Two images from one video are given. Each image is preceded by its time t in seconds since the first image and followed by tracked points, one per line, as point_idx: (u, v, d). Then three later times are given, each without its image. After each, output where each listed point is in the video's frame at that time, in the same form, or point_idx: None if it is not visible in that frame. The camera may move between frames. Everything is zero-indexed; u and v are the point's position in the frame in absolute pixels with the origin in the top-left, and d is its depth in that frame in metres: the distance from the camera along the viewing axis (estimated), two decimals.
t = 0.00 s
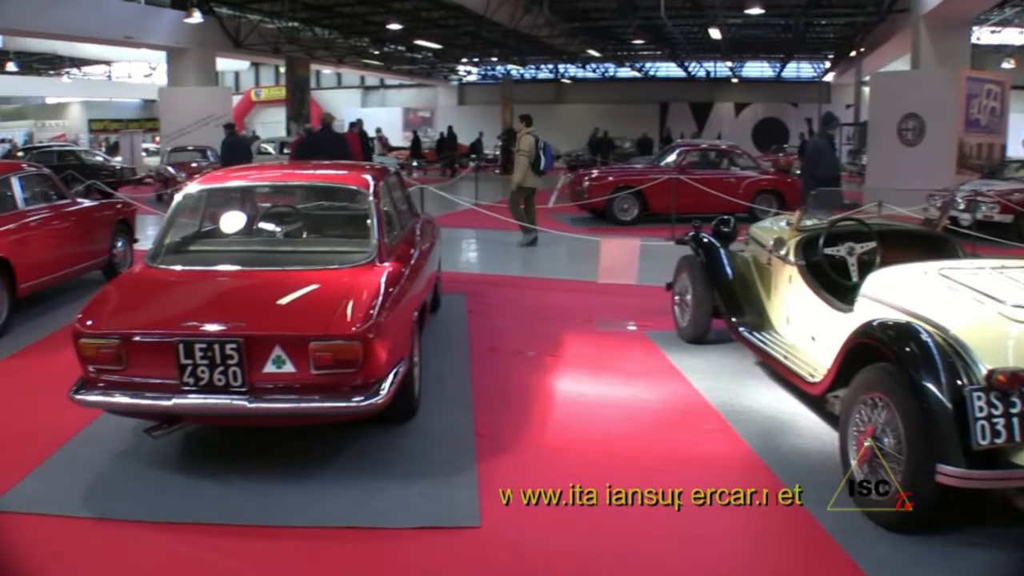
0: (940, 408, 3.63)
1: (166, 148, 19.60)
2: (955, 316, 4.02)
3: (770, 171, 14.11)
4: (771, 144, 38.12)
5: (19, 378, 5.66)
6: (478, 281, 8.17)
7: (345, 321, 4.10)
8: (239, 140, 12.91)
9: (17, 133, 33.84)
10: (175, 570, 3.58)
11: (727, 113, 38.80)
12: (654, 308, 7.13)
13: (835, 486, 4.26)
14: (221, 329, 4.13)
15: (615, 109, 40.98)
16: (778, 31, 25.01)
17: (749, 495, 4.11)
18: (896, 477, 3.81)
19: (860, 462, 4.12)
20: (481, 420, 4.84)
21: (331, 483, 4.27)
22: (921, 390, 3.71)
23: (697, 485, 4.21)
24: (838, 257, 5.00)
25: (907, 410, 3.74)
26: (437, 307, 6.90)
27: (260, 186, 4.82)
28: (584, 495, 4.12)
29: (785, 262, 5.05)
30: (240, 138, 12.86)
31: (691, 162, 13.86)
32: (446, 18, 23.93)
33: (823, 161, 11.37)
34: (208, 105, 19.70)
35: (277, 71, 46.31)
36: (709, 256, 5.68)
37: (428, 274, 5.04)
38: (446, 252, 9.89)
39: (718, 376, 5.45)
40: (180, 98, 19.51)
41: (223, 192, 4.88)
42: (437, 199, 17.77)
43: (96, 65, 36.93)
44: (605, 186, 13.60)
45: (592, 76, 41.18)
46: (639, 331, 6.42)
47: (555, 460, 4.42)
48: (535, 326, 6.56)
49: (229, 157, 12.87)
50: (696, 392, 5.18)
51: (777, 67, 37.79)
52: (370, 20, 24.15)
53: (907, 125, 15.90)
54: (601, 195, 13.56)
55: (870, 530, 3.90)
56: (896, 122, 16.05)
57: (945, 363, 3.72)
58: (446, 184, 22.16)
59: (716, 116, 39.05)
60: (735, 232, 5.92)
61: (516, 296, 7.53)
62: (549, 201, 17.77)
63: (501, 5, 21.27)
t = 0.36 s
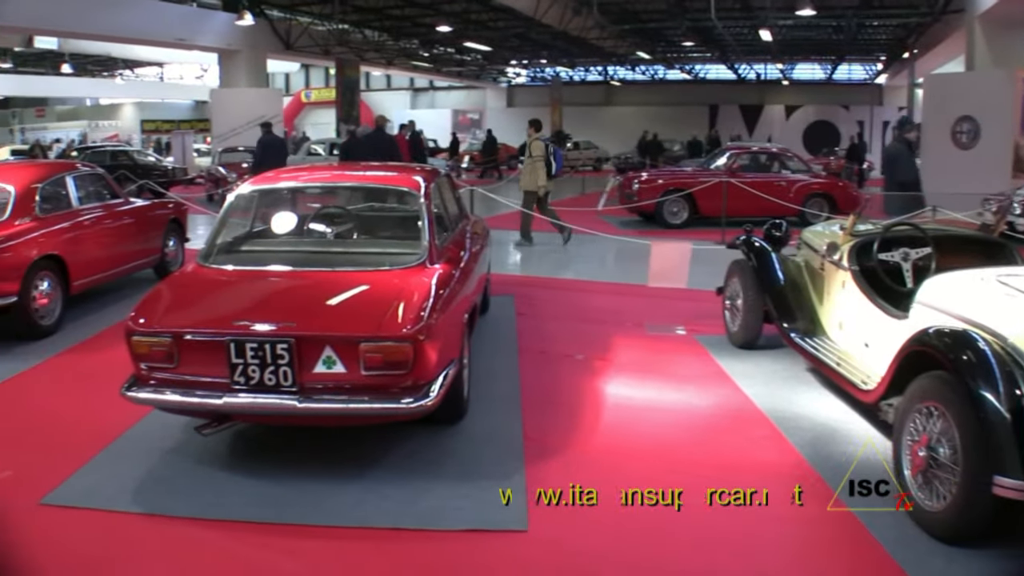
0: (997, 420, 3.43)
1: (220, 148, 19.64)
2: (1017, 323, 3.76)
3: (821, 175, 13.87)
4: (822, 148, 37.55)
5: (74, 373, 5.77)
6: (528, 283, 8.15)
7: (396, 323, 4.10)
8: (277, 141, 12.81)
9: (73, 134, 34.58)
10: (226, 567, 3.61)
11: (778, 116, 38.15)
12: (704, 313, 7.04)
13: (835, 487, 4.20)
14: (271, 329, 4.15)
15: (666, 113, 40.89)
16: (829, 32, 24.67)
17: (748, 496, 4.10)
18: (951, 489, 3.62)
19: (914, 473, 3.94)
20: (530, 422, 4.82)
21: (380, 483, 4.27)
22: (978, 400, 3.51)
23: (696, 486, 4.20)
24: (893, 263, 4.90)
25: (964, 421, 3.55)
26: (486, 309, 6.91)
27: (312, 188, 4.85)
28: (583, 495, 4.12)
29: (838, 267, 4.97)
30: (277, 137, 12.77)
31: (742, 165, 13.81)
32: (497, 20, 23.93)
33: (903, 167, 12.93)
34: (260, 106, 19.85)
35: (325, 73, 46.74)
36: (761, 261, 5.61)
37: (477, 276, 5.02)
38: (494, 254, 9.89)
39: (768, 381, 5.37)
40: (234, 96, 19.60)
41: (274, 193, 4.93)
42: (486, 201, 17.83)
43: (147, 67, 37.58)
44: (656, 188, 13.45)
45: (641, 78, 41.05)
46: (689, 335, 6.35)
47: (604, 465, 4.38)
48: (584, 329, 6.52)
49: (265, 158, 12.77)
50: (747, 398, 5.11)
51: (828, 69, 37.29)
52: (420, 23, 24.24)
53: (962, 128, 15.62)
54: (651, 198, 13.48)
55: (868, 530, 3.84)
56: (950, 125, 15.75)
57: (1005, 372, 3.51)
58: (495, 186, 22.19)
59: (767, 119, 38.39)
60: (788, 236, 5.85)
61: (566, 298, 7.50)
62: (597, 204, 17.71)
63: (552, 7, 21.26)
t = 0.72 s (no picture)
0: None
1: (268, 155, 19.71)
2: None
3: (870, 183, 13.62)
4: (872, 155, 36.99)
5: (127, 372, 5.88)
6: (576, 290, 8.13)
7: (445, 329, 4.11)
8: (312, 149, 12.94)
9: (125, 137, 35.33)
10: (271, 569, 3.63)
11: (826, 122, 38.33)
12: (752, 321, 6.95)
13: (836, 487, 4.23)
14: (317, 333, 4.17)
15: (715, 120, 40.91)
16: (880, 38, 24.46)
17: (748, 496, 4.13)
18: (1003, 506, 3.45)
19: (966, 489, 3.77)
20: (576, 430, 4.80)
21: (427, 488, 4.28)
22: None
23: (693, 486, 4.24)
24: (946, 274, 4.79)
25: (1017, 436, 3.38)
26: (533, 314, 6.92)
27: (362, 193, 4.88)
28: (584, 495, 4.17)
29: (889, 277, 4.89)
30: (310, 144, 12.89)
31: (790, 173, 13.51)
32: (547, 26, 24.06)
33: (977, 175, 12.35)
34: (305, 110, 19.65)
35: (373, 78, 47.31)
36: (810, 270, 5.55)
37: (525, 282, 5.00)
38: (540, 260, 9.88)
39: (816, 392, 5.30)
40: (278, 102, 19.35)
41: (323, 198, 4.97)
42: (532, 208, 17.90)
43: (197, 72, 38.33)
44: (702, 196, 13.40)
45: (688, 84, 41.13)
46: (735, 344, 6.29)
47: (650, 473, 4.35)
48: (630, 336, 6.50)
49: (300, 166, 12.91)
50: (795, 409, 5.05)
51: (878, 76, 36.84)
52: (468, 29, 24.47)
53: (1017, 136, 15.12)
54: (698, 206, 13.42)
55: (862, 530, 3.87)
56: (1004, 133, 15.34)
57: None
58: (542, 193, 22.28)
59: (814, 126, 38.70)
60: (838, 245, 5.78)
61: (612, 306, 7.47)
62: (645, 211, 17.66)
63: (599, 12, 21.26)
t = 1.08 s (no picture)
0: None
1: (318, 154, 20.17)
2: None
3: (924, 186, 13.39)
4: (923, 156, 35.67)
5: (177, 369, 5.97)
6: (626, 292, 8.09)
7: (497, 330, 4.11)
8: (351, 147, 13.01)
9: (177, 137, 35.95)
10: (319, 567, 3.65)
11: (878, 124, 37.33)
12: (805, 325, 6.86)
13: (835, 487, 4.23)
14: (368, 333, 4.19)
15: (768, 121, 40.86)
16: (933, 38, 24.09)
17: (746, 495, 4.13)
18: None
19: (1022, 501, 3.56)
20: (626, 433, 4.78)
21: (476, 489, 4.28)
22: None
23: (694, 486, 4.25)
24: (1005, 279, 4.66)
25: None
26: (583, 317, 6.91)
27: (413, 194, 4.89)
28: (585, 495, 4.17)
29: (946, 282, 4.79)
30: (351, 143, 12.97)
31: (842, 176, 13.27)
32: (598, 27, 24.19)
33: None
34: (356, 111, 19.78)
35: (422, 80, 47.83)
36: (864, 274, 5.48)
37: (577, 284, 4.96)
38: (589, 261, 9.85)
39: (869, 398, 5.22)
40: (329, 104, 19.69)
41: (374, 199, 4.99)
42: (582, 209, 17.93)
43: (247, 74, 38.90)
44: (753, 198, 13.31)
45: (738, 85, 41.51)
46: (786, 348, 6.21)
47: (694, 478, 4.31)
48: (679, 339, 6.46)
49: (341, 165, 13.02)
50: (846, 415, 4.97)
51: (932, 76, 36.20)
52: (517, 30, 24.61)
53: None
54: (749, 208, 13.33)
55: (859, 530, 3.86)
56: None
57: None
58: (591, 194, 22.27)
59: (866, 128, 37.80)
60: (893, 249, 5.70)
61: (662, 309, 7.41)
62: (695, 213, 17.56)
63: (649, 12, 21.16)
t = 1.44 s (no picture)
0: None
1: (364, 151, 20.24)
2: None
3: (979, 189, 13.17)
4: (977, 159, 35.54)
5: (227, 365, 6.04)
6: (675, 294, 8.07)
7: (549, 331, 4.11)
8: (388, 149, 13.29)
9: (228, 136, 36.44)
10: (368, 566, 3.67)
11: (931, 126, 37.05)
12: (857, 329, 6.77)
13: (835, 487, 4.24)
14: (417, 333, 4.21)
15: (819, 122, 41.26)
16: (989, 37, 23.83)
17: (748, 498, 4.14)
18: None
19: None
20: (675, 436, 4.76)
21: (524, 491, 4.28)
22: None
23: (694, 486, 4.26)
24: None
25: None
26: (632, 318, 6.91)
27: (464, 193, 4.91)
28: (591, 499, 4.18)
29: (1001, 287, 4.68)
30: (388, 145, 13.25)
31: (895, 177, 13.03)
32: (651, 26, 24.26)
33: None
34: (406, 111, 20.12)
35: (471, 79, 48.06)
36: (918, 278, 5.41)
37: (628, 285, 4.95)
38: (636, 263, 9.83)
39: (923, 405, 5.14)
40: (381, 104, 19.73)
41: (426, 198, 5.03)
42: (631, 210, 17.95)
43: (295, 73, 39.34)
44: (804, 200, 13.05)
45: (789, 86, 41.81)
46: (837, 352, 6.15)
47: (743, 483, 4.28)
48: (729, 342, 6.42)
49: (379, 166, 13.28)
50: (901, 423, 4.90)
51: (986, 76, 35.53)
52: (566, 30, 24.82)
53: None
54: (800, 210, 13.09)
55: (860, 530, 3.87)
56: None
57: None
58: (639, 195, 22.19)
59: (919, 130, 37.61)
60: (948, 252, 5.63)
61: (711, 311, 7.37)
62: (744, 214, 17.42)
63: (699, 13, 21.17)
